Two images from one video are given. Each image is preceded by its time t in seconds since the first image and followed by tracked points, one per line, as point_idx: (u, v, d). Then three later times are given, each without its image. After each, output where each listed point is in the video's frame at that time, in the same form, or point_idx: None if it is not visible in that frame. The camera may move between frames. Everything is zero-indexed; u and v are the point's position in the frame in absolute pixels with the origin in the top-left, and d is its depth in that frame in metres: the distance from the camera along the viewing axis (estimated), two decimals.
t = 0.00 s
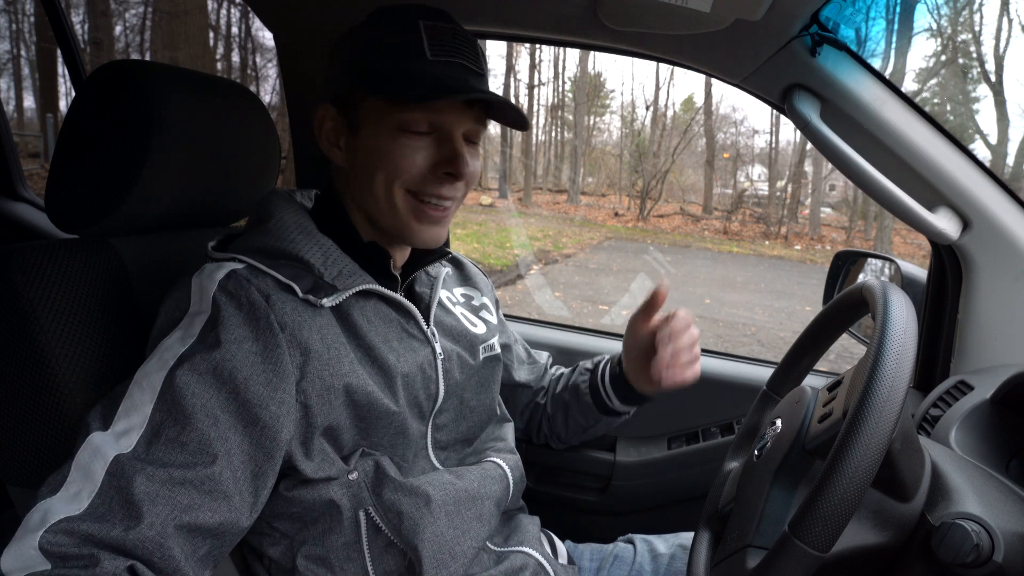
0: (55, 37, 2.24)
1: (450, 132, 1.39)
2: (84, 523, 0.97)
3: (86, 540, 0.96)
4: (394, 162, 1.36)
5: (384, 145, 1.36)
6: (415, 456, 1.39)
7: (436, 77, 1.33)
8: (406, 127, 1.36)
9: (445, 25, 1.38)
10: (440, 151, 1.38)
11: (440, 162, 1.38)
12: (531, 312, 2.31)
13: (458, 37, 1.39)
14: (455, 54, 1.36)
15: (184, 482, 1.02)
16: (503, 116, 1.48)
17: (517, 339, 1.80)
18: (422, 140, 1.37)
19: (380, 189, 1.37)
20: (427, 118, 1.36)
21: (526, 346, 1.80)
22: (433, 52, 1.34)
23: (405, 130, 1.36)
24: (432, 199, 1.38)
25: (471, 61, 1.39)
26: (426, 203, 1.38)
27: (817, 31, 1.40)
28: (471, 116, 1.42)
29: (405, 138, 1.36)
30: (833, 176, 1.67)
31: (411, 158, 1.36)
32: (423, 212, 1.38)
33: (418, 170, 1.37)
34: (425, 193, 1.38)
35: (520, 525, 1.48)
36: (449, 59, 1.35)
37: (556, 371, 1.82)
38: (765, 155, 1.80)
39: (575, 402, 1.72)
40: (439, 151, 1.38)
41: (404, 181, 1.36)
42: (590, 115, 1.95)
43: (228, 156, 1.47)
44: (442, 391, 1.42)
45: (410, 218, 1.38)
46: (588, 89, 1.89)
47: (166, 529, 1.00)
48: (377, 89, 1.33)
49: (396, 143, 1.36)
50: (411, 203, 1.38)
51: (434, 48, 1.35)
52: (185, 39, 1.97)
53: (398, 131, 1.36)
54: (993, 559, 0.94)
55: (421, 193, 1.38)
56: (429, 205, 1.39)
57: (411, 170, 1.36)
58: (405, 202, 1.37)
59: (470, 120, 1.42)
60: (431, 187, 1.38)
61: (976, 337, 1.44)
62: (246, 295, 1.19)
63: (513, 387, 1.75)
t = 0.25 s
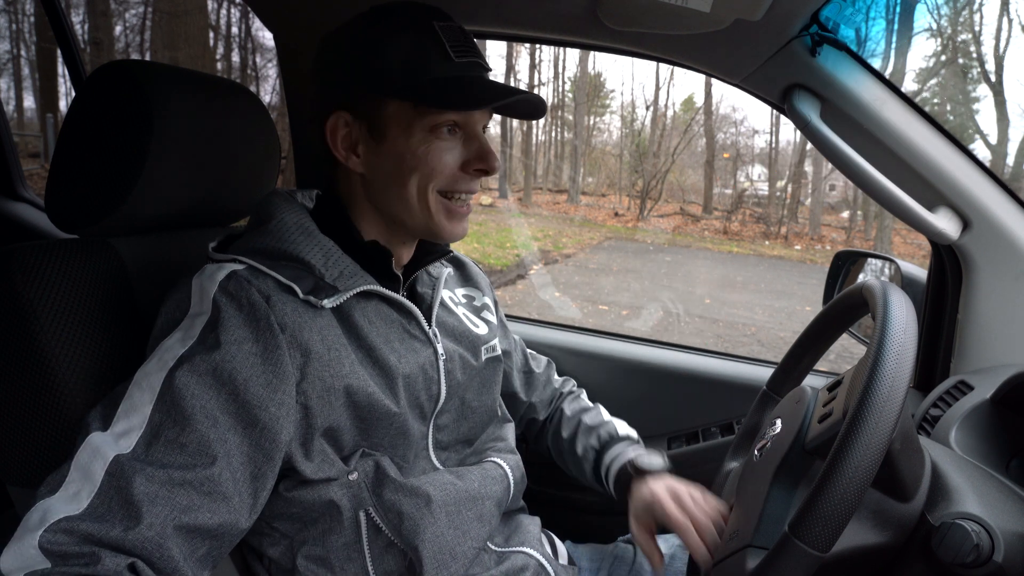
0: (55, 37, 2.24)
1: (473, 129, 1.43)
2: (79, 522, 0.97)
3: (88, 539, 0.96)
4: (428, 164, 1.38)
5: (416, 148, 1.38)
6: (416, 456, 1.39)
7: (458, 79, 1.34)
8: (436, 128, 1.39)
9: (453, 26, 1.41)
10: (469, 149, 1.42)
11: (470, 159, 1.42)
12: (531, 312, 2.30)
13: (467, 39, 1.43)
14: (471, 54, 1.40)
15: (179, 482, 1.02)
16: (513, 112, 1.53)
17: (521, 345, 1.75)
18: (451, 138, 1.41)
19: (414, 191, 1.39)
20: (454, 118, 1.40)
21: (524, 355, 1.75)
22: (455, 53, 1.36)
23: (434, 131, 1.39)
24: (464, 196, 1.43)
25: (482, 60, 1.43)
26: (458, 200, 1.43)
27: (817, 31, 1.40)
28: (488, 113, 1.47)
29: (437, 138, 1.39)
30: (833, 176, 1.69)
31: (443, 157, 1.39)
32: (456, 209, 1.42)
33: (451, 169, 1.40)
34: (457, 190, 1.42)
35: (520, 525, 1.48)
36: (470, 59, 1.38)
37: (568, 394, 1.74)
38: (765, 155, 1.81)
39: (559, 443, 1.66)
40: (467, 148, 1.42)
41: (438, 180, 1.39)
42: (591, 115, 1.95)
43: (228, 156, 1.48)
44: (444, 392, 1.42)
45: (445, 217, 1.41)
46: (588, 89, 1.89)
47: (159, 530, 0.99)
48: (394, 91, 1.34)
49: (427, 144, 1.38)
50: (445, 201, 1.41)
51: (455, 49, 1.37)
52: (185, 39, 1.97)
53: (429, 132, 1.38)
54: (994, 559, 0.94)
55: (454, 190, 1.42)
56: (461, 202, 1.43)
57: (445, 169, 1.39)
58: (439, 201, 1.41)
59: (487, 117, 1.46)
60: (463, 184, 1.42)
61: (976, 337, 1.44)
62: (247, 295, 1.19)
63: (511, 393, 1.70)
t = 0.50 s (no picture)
0: (55, 37, 2.24)
1: (471, 124, 1.41)
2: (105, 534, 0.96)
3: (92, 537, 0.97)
4: (427, 163, 1.38)
5: (414, 148, 1.37)
6: (416, 456, 1.39)
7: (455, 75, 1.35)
8: (433, 126, 1.38)
9: (443, 24, 1.42)
10: (467, 145, 1.41)
11: (469, 155, 1.41)
12: (531, 312, 2.26)
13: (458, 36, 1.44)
14: (461, 49, 1.41)
15: (203, 495, 1.03)
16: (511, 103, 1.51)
17: (521, 347, 1.75)
18: (449, 136, 1.40)
19: (415, 192, 1.39)
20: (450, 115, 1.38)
21: (523, 353, 1.75)
22: (449, 51, 1.38)
23: (432, 130, 1.38)
24: (466, 192, 1.42)
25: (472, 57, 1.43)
26: (460, 197, 1.42)
27: (817, 31, 1.40)
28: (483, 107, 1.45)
29: (435, 136, 1.38)
30: (833, 176, 1.68)
31: (442, 155, 1.38)
32: (458, 206, 1.42)
33: (451, 167, 1.39)
34: (459, 187, 1.41)
35: (521, 525, 1.48)
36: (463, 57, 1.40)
37: (570, 403, 1.73)
38: (765, 155, 1.81)
39: (561, 459, 1.66)
40: (466, 144, 1.41)
41: (438, 179, 1.39)
42: (591, 115, 1.95)
43: (227, 155, 1.47)
44: (445, 388, 1.42)
45: (449, 215, 1.41)
46: (588, 89, 1.87)
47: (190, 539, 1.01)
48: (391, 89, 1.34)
49: (425, 144, 1.38)
50: (447, 200, 1.40)
51: (448, 47, 1.38)
52: (186, 40, 1.98)
53: (426, 131, 1.37)
54: (993, 559, 0.94)
55: (455, 188, 1.41)
56: (464, 199, 1.42)
57: (444, 168, 1.39)
58: (441, 200, 1.40)
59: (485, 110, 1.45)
60: (464, 181, 1.41)
61: (976, 337, 1.44)
62: (246, 297, 1.19)
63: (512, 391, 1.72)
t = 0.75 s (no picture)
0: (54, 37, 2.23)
1: (469, 122, 1.42)
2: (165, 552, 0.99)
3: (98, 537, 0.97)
4: (426, 162, 1.38)
5: (413, 147, 1.38)
6: (416, 456, 1.39)
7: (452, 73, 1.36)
8: (431, 125, 1.38)
9: (438, 22, 1.42)
10: (466, 143, 1.41)
11: (468, 153, 1.41)
12: (531, 312, 2.27)
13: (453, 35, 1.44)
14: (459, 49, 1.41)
15: (243, 503, 1.07)
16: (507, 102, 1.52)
17: (522, 347, 1.75)
18: (447, 134, 1.40)
19: (415, 191, 1.39)
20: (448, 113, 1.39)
21: (523, 352, 1.75)
22: (445, 49, 1.38)
23: (430, 128, 1.38)
24: (466, 190, 1.42)
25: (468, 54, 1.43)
26: (460, 195, 1.42)
27: (817, 32, 1.40)
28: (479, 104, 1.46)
29: (434, 135, 1.38)
30: (833, 176, 1.68)
31: (441, 154, 1.39)
32: (459, 204, 1.42)
33: (450, 165, 1.39)
34: (458, 186, 1.41)
35: (522, 524, 1.48)
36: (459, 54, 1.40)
37: (570, 404, 1.73)
38: (765, 155, 1.81)
39: (562, 459, 1.66)
40: (464, 142, 1.41)
41: (438, 178, 1.39)
42: (590, 115, 1.95)
43: (227, 155, 1.47)
44: (445, 387, 1.42)
45: (448, 214, 1.41)
46: (588, 89, 1.87)
47: (244, 545, 1.06)
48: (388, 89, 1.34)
49: (424, 143, 1.38)
50: (447, 198, 1.41)
51: (444, 45, 1.39)
52: (186, 40, 1.98)
53: (425, 129, 1.38)
54: (994, 559, 0.94)
55: (455, 186, 1.41)
56: (464, 197, 1.42)
57: (443, 166, 1.39)
58: (441, 198, 1.40)
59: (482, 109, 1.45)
60: (463, 180, 1.42)
61: (976, 337, 1.44)
62: (246, 297, 1.19)
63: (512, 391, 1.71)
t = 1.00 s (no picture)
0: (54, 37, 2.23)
1: (468, 124, 1.42)
2: (163, 554, 0.99)
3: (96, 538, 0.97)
4: (425, 163, 1.38)
5: (412, 148, 1.38)
6: (416, 456, 1.39)
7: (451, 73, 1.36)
8: (430, 127, 1.38)
9: (438, 23, 1.42)
10: (465, 143, 1.42)
11: (468, 153, 1.41)
12: (530, 311, 2.27)
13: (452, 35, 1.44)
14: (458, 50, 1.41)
15: (241, 504, 1.07)
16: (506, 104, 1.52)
17: (522, 347, 1.75)
18: (446, 135, 1.40)
19: (414, 191, 1.39)
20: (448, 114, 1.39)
21: (523, 352, 1.75)
22: (444, 49, 1.38)
23: (429, 130, 1.38)
24: (466, 191, 1.43)
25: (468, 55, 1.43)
26: (460, 196, 1.42)
27: (817, 32, 1.40)
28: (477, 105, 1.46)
29: (433, 136, 1.38)
30: (833, 175, 1.68)
31: (441, 154, 1.39)
32: (458, 205, 1.42)
33: (450, 166, 1.39)
34: (457, 187, 1.41)
35: (522, 525, 1.48)
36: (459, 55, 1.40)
37: (569, 404, 1.73)
38: (765, 155, 1.81)
39: (562, 460, 1.66)
40: (464, 143, 1.41)
41: (438, 178, 1.39)
42: (591, 115, 1.95)
43: (227, 156, 1.48)
44: (445, 387, 1.42)
45: (447, 215, 1.41)
46: (588, 89, 1.87)
47: (242, 546, 1.06)
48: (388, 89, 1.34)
49: (422, 144, 1.38)
50: (447, 199, 1.41)
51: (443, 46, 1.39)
52: (186, 40, 1.98)
53: (425, 130, 1.38)
54: (994, 559, 0.94)
55: (455, 187, 1.41)
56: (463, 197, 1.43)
57: (442, 168, 1.39)
58: (441, 199, 1.40)
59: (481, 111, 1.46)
60: (463, 180, 1.42)
61: (976, 337, 1.44)
62: (245, 297, 1.19)
63: (512, 391, 1.72)
